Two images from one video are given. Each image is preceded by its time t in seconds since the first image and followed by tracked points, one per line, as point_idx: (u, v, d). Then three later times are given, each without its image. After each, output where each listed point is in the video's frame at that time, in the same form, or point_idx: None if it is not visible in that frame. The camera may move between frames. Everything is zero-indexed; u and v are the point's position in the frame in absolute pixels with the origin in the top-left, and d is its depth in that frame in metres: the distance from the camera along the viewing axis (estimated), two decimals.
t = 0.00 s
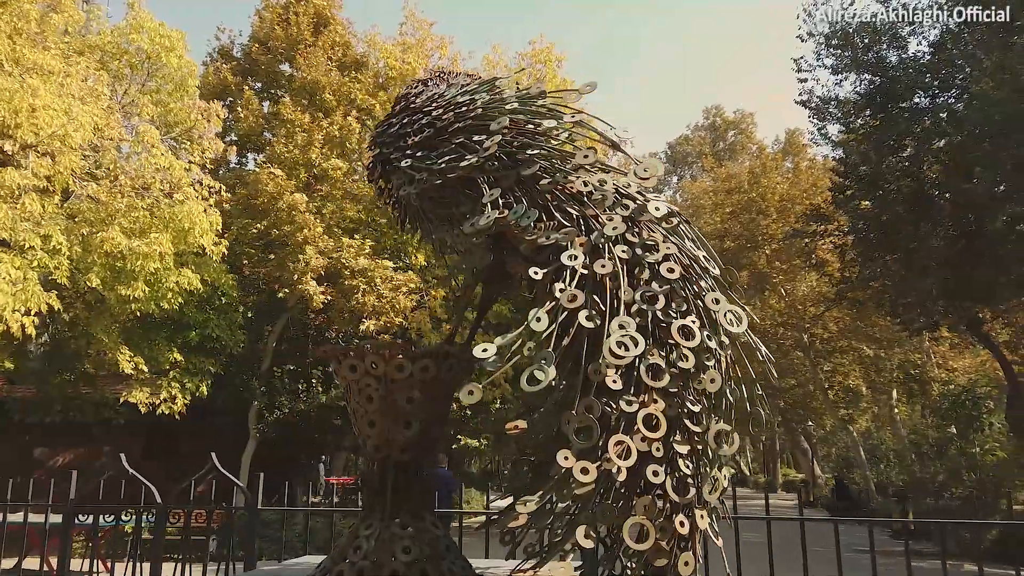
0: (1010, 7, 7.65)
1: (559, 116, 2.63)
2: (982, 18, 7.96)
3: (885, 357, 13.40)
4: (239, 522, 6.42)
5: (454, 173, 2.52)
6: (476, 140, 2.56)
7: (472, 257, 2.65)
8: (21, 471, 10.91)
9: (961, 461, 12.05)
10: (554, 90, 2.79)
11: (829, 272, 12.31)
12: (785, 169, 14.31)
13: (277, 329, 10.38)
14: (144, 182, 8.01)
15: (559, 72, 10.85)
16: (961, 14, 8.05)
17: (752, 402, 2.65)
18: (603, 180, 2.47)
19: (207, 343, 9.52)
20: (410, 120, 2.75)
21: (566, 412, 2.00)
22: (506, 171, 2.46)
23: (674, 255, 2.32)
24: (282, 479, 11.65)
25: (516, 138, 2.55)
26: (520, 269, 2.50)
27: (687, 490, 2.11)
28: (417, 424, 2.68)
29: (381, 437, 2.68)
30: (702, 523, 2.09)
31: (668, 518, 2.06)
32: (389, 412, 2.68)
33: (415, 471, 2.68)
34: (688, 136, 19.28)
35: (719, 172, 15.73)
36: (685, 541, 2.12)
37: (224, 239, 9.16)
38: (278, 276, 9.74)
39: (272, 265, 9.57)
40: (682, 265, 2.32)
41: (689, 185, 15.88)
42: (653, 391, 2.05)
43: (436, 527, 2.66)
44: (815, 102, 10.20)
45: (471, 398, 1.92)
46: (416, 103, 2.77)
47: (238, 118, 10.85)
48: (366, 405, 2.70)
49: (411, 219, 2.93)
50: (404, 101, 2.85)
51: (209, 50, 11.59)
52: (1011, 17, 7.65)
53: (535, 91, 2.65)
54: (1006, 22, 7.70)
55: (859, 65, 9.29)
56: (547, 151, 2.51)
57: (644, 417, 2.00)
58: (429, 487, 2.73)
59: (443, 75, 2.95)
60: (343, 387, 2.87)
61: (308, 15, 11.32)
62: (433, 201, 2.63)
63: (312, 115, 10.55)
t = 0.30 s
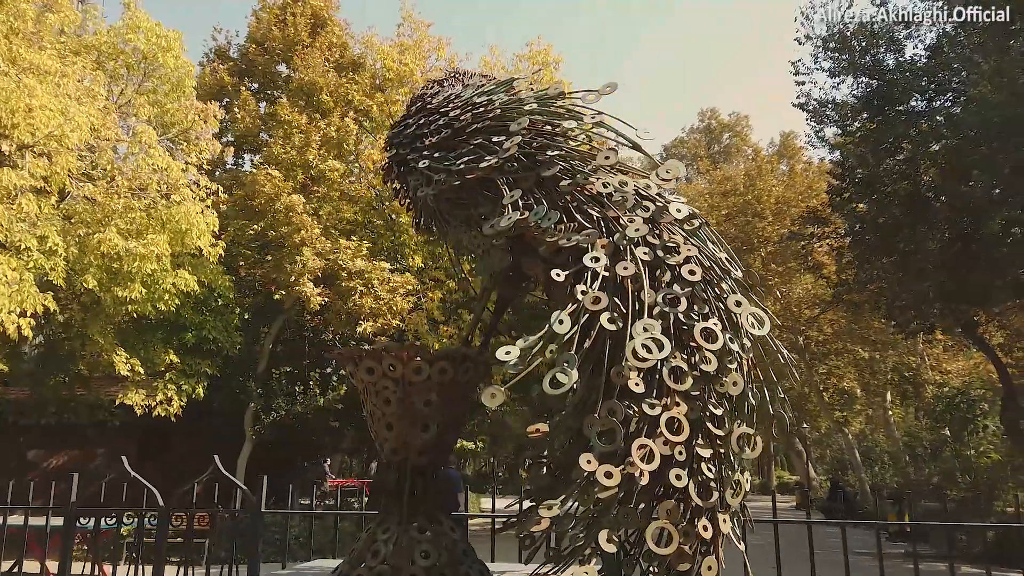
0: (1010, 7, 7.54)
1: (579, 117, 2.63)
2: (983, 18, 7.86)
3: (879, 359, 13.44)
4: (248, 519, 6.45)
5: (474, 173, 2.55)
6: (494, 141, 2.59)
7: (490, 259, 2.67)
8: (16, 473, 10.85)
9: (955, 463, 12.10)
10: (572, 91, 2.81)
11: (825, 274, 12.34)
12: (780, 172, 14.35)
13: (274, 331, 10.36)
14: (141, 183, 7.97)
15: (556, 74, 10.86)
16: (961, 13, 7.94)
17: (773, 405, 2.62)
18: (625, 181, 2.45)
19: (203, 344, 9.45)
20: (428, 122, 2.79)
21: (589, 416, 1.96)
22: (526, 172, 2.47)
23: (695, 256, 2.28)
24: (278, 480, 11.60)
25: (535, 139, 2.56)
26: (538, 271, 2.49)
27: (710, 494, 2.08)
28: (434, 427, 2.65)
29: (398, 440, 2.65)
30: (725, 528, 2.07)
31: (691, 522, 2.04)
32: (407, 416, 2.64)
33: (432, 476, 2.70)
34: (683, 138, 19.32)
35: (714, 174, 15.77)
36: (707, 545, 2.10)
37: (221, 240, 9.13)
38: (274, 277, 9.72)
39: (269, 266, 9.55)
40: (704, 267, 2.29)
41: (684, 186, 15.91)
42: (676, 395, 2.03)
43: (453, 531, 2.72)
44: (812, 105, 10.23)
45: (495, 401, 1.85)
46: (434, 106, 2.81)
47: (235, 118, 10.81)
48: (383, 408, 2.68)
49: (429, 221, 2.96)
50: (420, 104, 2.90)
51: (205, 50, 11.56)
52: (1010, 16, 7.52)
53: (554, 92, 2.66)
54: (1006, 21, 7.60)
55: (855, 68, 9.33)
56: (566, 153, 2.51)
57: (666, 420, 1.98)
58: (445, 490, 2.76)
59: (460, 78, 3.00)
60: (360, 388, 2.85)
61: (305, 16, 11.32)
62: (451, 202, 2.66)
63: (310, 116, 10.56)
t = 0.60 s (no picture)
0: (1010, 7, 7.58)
1: (603, 123, 2.60)
2: (983, 19, 7.90)
3: (874, 365, 13.47)
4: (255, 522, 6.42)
5: (496, 180, 2.52)
6: (517, 147, 2.57)
7: (512, 265, 2.63)
8: (9, 479, 10.78)
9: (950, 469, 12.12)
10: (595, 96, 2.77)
11: (821, 280, 12.37)
12: (775, 178, 14.40)
13: (270, 335, 10.32)
14: (140, 187, 7.94)
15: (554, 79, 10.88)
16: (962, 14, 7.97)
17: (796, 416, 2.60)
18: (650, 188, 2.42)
19: (199, 349, 9.40)
20: (449, 128, 2.78)
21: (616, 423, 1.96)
22: (550, 178, 2.44)
23: (719, 265, 2.28)
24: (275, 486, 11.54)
25: (559, 144, 2.54)
26: (561, 278, 2.50)
27: (737, 502, 2.06)
28: (456, 435, 2.64)
29: (420, 448, 2.64)
30: (751, 536, 2.06)
31: (717, 530, 2.02)
32: (427, 423, 2.63)
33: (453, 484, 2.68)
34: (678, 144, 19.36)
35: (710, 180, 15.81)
36: (733, 555, 2.08)
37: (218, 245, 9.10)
38: (271, 281, 9.70)
39: (266, 270, 9.52)
40: (728, 275, 2.29)
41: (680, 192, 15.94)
42: (702, 403, 2.02)
43: (476, 539, 2.65)
44: (809, 111, 10.27)
45: (524, 409, 1.82)
46: (455, 112, 2.80)
47: (232, 122, 10.80)
48: (404, 415, 2.66)
49: (449, 226, 2.94)
50: (441, 109, 2.88)
51: (203, 54, 11.55)
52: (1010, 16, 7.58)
53: (577, 97, 2.63)
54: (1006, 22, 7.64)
55: (853, 75, 9.37)
56: (590, 159, 2.49)
57: (693, 428, 1.97)
58: (466, 497, 2.73)
59: (480, 83, 2.98)
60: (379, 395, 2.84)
61: (303, 21, 11.33)
62: (472, 208, 2.64)
63: (308, 121, 10.55)
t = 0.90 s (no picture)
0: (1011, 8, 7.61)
1: (623, 128, 2.63)
2: (983, 19, 7.92)
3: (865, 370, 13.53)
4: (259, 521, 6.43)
5: (518, 184, 2.55)
6: (539, 151, 2.60)
7: (534, 269, 2.66)
8: None
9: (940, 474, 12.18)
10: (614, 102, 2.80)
11: (814, 285, 12.42)
12: (768, 184, 14.46)
13: (264, 340, 10.27)
14: (136, 190, 7.90)
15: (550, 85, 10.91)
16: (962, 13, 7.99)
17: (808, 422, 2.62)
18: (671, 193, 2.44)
19: (193, 353, 9.36)
20: (469, 133, 2.81)
21: (640, 428, 1.97)
22: (571, 183, 2.48)
23: (740, 270, 2.29)
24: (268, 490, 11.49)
25: (581, 150, 2.56)
26: (580, 283, 2.49)
27: (759, 508, 2.06)
28: (475, 439, 2.64)
29: (439, 453, 2.64)
30: (775, 542, 2.05)
31: (741, 536, 2.01)
32: (446, 427, 2.63)
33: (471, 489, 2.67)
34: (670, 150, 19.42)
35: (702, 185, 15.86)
36: (756, 561, 2.07)
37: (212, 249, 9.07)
38: (265, 285, 9.66)
39: (260, 275, 9.48)
40: (749, 280, 2.29)
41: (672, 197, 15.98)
42: (725, 407, 2.02)
43: (494, 543, 2.64)
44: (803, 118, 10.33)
45: (549, 414, 1.84)
46: (476, 117, 2.83)
47: (226, 126, 10.77)
48: (424, 419, 2.66)
49: (465, 230, 2.97)
50: (459, 114, 2.92)
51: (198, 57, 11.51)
52: (1010, 17, 7.62)
53: (597, 103, 2.66)
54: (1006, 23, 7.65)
55: (847, 82, 9.43)
56: (612, 166, 2.51)
57: (716, 433, 1.98)
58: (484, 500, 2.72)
59: (499, 88, 3.02)
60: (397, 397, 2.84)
61: (299, 25, 11.32)
62: (492, 213, 2.66)
63: (303, 125, 10.53)
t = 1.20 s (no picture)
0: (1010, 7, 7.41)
1: (639, 135, 2.66)
2: (983, 19, 7.68)
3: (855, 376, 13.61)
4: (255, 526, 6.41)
5: (535, 191, 2.60)
6: (554, 159, 2.63)
7: (549, 277, 2.67)
8: None
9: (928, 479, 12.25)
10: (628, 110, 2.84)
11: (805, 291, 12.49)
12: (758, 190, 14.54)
13: (255, 344, 10.22)
14: (128, 194, 7.86)
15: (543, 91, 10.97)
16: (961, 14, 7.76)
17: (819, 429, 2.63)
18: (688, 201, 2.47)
19: (184, 357, 9.30)
20: (484, 140, 2.85)
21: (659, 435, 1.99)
22: (589, 190, 2.50)
23: (756, 278, 2.32)
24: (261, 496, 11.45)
25: (597, 156, 2.59)
26: (595, 290, 2.51)
27: (777, 515, 2.07)
28: (490, 446, 2.70)
29: (455, 459, 2.70)
30: (792, 548, 2.06)
31: (758, 542, 2.02)
32: (463, 433, 2.69)
33: (485, 495, 2.73)
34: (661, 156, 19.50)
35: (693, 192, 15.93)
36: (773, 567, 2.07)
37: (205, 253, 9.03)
38: (258, 290, 9.63)
39: (253, 279, 9.44)
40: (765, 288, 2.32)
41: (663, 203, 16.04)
42: (741, 414, 2.04)
43: (509, 550, 2.71)
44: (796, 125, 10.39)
45: (569, 421, 1.88)
46: (491, 124, 2.87)
47: (220, 130, 10.74)
48: (440, 426, 2.72)
49: (480, 237, 3.00)
50: (474, 121, 2.96)
51: (191, 61, 11.48)
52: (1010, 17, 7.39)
53: (612, 111, 2.69)
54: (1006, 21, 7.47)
55: (839, 90, 9.50)
56: (629, 172, 2.54)
57: (734, 441, 2.00)
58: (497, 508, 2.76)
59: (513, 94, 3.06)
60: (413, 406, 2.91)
61: (293, 29, 11.32)
62: (508, 220, 2.71)
63: (297, 129, 10.51)
